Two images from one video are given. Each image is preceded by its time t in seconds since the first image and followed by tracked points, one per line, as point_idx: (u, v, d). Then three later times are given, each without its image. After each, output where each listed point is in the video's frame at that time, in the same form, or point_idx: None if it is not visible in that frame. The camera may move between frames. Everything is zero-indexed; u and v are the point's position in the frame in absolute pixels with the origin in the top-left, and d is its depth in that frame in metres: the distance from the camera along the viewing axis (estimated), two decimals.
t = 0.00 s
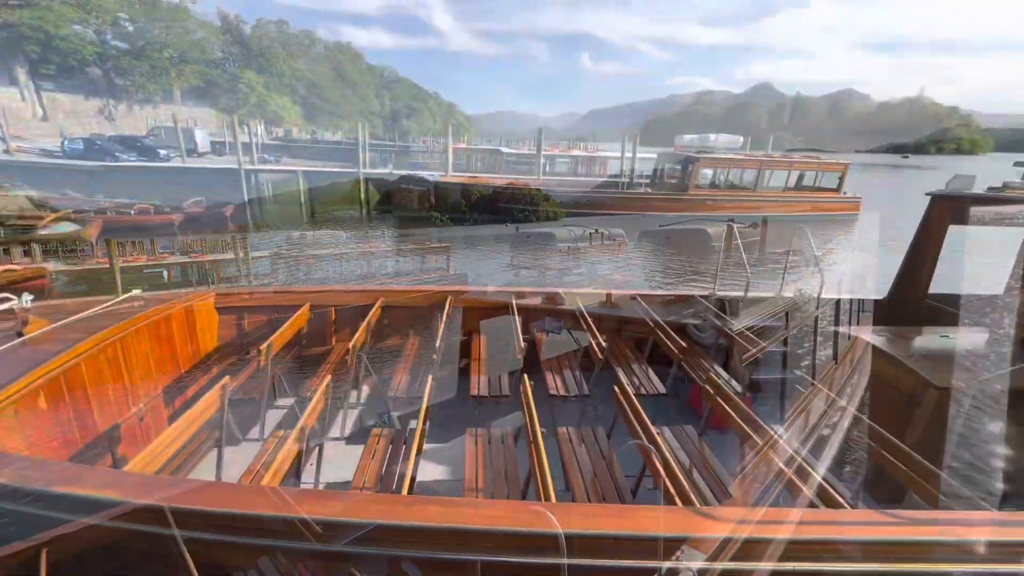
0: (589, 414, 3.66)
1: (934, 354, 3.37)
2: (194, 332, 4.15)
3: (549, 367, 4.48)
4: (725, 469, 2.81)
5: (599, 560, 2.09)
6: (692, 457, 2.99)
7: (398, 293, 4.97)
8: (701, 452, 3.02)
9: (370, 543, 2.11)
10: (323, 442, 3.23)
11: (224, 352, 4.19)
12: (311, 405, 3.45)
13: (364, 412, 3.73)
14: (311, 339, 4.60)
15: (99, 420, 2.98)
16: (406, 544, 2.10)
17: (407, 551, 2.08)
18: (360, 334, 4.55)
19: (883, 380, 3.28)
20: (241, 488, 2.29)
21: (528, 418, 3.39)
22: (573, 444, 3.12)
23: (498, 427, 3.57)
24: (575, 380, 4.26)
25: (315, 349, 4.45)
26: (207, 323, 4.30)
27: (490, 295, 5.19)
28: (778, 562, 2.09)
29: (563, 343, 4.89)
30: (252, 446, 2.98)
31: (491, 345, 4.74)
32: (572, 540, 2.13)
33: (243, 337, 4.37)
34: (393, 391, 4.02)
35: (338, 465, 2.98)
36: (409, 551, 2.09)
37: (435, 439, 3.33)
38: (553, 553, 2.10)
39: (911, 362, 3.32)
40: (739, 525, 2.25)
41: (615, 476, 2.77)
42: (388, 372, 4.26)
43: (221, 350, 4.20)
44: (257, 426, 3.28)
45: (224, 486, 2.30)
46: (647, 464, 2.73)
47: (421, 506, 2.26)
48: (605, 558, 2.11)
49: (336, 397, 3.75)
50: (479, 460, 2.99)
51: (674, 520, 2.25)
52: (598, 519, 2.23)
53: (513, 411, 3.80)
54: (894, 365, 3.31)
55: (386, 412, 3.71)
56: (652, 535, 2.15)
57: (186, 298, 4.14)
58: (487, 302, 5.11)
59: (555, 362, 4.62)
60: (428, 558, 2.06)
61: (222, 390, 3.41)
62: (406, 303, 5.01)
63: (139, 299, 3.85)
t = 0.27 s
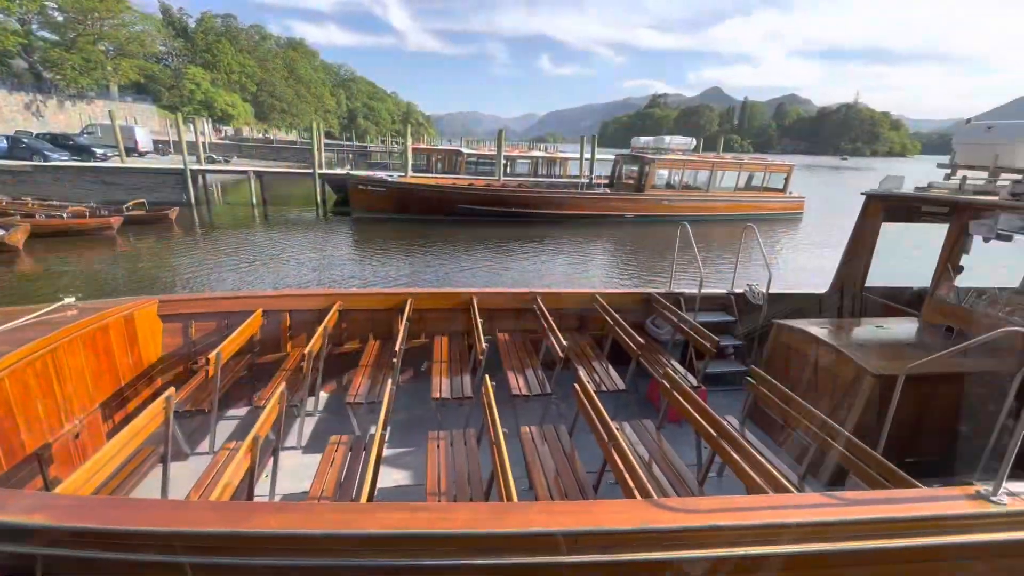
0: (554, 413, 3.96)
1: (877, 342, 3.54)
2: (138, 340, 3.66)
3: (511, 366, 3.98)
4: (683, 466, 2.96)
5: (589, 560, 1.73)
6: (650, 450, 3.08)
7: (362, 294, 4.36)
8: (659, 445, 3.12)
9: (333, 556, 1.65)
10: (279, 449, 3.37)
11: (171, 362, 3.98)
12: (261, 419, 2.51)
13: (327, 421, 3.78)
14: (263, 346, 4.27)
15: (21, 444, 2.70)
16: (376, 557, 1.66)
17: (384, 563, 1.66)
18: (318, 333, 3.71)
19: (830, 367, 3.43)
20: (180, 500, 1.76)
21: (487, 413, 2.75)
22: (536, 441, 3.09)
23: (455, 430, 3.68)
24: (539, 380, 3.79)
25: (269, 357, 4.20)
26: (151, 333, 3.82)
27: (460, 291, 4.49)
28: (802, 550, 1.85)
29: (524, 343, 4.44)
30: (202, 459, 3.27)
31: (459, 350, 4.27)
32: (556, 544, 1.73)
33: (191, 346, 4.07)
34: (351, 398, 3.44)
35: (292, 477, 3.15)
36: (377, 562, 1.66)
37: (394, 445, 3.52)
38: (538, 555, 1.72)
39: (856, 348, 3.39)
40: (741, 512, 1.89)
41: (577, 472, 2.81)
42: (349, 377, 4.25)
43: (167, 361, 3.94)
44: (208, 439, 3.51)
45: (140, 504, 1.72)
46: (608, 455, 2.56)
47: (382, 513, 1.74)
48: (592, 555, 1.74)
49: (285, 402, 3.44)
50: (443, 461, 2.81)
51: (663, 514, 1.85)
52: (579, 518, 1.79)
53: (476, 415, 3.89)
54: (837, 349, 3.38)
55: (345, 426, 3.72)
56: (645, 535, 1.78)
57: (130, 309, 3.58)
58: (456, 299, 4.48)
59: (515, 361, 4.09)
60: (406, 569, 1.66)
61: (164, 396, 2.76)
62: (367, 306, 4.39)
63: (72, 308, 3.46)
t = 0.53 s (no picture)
0: (521, 414, 3.98)
1: (827, 337, 3.72)
2: (80, 351, 3.43)
3: (477, 369, 3.95)
4: (647, 462, 3.01)
5: (558, 560, 1.74)
6: (615, 448, 3.13)
7: (323, 298, 4.22)
8: (624, 442, 3.18)
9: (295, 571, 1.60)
10: (238, 461, 3.24)
11: (118, 372, 3.76)
12: (215, 431, 2.39)
13: (288, 430, 3.67)
14: (221, 352, 4.09)
15: None
16: (341, 568, 1.62)
17: (350, 575, 1.62)
18: (277, 339, 3.57)
19: (784, 361, 3.57)
20: (127, 520, 1.65)
21: (453, 416, 2.73)
22: (504, 443, 3.08)
23: (422, 432, 3.64)
24: (504, 381, 3.77)
25: (225, 365, 4.01)
26: (95, 343, 3.58)
27: (425, 293, 4.41)
28: (762, 538, 1.93)
29: (488, 345, 4.40)
30: (151, 476, 3.14)
31: (424, 353, 4.20)
32: (525, 544, 1.74)
33: (139, 355, 3.85)
34: (313, 406, 3.33)
35: (250, 489, 3.04)
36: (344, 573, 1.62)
37: (359, 452, 3.45)
38: (507, 556, 1.73)
39: (808, 343, 3.55)
40: (702, 505, 1.94)
41: (544, 472, 2.82)
42: (311, 382, 4.14)
43: (113, 372, 3.72)
44: (157, 453, 3.38)
45: (82, 527, 1.61)
46: (575, 454, 2.58)
47: (343, 523, 1.69)
48: (560, 554, 1.76)
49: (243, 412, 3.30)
50: (410, 468, 2.76)
51: (628, 510, 1.89)
52: (546, 518, 1.80)
53: (442, 418, 3.87)
54: (790, 343, 3.53)
55: (308, 434, 3.62)
56: (611, 532, 1.81)
57: (67, 316, 3.31)
58: (421, 301, 4.40)
59: (482, 364, 4.06)
60: None
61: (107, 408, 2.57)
62: (329, 310, 4.25)
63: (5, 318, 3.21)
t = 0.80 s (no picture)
0: (494, 418, 3.96)
1: (790, 336, 3.83)
2: (21, 362, 3.20)
3: (448, 373, 3.90)
4: (619, 463, 3.02)
5: (530, 567, 1.73)
6: (587, 449, 3.14)
7: (287, 304, 4.07)
8: (595, 443, 3.20)
9: None
10: (197, 476, 3.10)
11: (64, 385, 3.54)
12: (171, 444, 2.26)
13: (252, 440, 3.54)
14: (179, 361, 3.91)
15: None
16: None
17: None
18: (239, 346, 3.43)
19: (749, 360, 3.66)
20: (72, 544, 1.55)
21: (424, 422, 2.68)
22: (476, 448, 3.05)
23: (392, 440, 3.56)
24: (476, 386, 3.74)
25: (184, 374, 3.83)
26: (38, 354, 3.35)
27: (394, 297, 4.32)
28: (730, 535, 1.97)
29: (460, 348, 4.35)
30: (102, 495, 2.97)
31: (394, 358, 4.12)
32: (497, 551, 1.72)
33: (89, 366, 3.64)
34: (277, 416, 3.20)
35: (210, 504, 2.92)
36: None
37: (326, 461, 3.35)
38: (480, 565, 1.71)
39: (772, 342, 3.65)
40: (673, 505, 1.96)
41: (517, 476, 2.80)
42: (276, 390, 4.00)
43: (59, 385, 3.49)
44: (108, 469, 3.21)
45: (20, 555, 1.49)
46: (547, 456, 2.58)
47: (308, 537, 1.63)
48: (532, 560, 1.75)
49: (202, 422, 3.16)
50: (378, 476, 2.69)
51: (598, 513, 1.89)
52: (518, 525, 1.78)
53: (413, 424, 3.81)
54: (755, 342, 3.62)
55: (272, 445, 3.50)
56: (582, 536, 1.81)
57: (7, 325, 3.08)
58: (390, 305, 4.31)
59: (454, 369, 4.01)
60: None
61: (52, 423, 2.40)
62: (294, 316, 4.11)
63: None
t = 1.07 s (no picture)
0: (471, 421, 3.93)
1: (760, 335, 3.92)
2: None
3: (424, 377, 3.86)
4: (595, 464, 3.04)
5: (506, 570, 1.73)
6: (564, 451, 3.14)
7: (257, 308, 3.96)
8: (571, 444, 3.21)
9: None
10: (161, 488, 3.00)
11: (16, 397, 3.36)
12: (131, 456, 2.16)
13: (220, 449, 3.43)
14: (142, 370, 3.75)
15: None
16: None
17: None
18: (207, 351, 3.32)
19: (722, 360, 3.73)
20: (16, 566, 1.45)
21: (399, 427, 2.64)
22: (452, 452, 3.02)
23: (366, 446, 3.50)
24: (451, 389, 3.71)
25: (147, 382, 3.68)
26: None
27: (368, 300, 4.26)
28: (702, 533, 2.00)
29: (436, 351, 4.32)
30: (58, 510, 2.84)
31: (368, 362, 4.05)
32: (472, 557, 1.71)
33: (43, 375, 3.46)
34: (246, 423, 3.11)
35: (176, 516, 2.82)
36: None
37: (298, 469, 3.27)
38: (456, 571, 1.70)
39: (743, 341, 3.73)
40: (647, 505, 1.98)
41: (493, 479, 2.78)
42: (246, 397, 3.90)
43: (9, 396, 3.31)
44: (66, 483, 3.07)
45: None
46: (523, 459, 2.57)
47: (278, 549, 1.58)
48: (508, 564, 1.74)
49: (167, 432, 3.04)
50: (352, 483, 2.63)
51: (574, 514, 1.89)
52: (494, 529, 1.77)
53: (388, 429, 3.76)
54: (727, 342, 3.69)
55: (241, 453, 3.40)
56: (558, 538, 1.81)
57: None
58: (364, 308, 4.24)
59: (429, 372, 3.97)
60: None
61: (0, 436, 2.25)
62: (264, 320, 4.00)
63: None
